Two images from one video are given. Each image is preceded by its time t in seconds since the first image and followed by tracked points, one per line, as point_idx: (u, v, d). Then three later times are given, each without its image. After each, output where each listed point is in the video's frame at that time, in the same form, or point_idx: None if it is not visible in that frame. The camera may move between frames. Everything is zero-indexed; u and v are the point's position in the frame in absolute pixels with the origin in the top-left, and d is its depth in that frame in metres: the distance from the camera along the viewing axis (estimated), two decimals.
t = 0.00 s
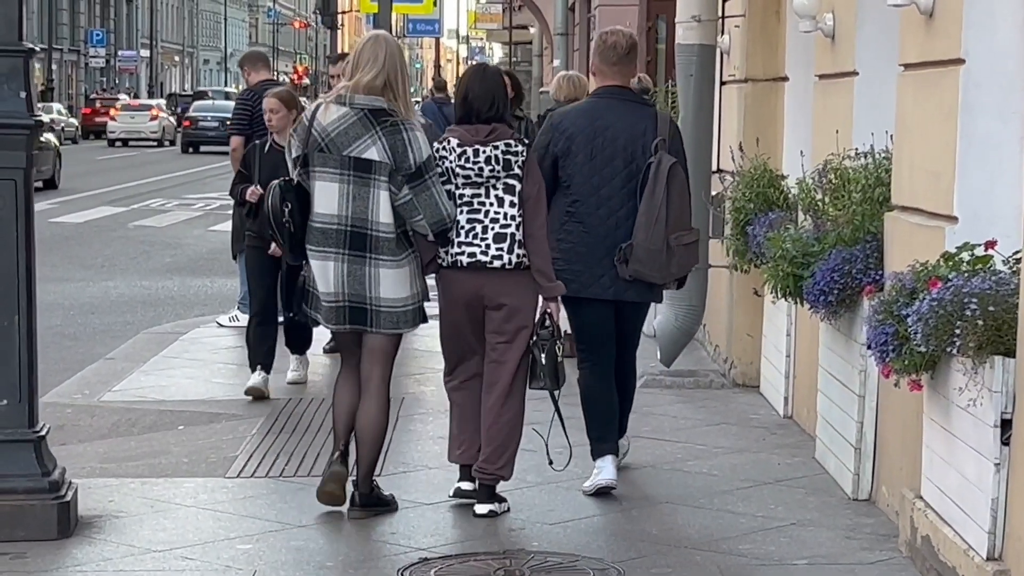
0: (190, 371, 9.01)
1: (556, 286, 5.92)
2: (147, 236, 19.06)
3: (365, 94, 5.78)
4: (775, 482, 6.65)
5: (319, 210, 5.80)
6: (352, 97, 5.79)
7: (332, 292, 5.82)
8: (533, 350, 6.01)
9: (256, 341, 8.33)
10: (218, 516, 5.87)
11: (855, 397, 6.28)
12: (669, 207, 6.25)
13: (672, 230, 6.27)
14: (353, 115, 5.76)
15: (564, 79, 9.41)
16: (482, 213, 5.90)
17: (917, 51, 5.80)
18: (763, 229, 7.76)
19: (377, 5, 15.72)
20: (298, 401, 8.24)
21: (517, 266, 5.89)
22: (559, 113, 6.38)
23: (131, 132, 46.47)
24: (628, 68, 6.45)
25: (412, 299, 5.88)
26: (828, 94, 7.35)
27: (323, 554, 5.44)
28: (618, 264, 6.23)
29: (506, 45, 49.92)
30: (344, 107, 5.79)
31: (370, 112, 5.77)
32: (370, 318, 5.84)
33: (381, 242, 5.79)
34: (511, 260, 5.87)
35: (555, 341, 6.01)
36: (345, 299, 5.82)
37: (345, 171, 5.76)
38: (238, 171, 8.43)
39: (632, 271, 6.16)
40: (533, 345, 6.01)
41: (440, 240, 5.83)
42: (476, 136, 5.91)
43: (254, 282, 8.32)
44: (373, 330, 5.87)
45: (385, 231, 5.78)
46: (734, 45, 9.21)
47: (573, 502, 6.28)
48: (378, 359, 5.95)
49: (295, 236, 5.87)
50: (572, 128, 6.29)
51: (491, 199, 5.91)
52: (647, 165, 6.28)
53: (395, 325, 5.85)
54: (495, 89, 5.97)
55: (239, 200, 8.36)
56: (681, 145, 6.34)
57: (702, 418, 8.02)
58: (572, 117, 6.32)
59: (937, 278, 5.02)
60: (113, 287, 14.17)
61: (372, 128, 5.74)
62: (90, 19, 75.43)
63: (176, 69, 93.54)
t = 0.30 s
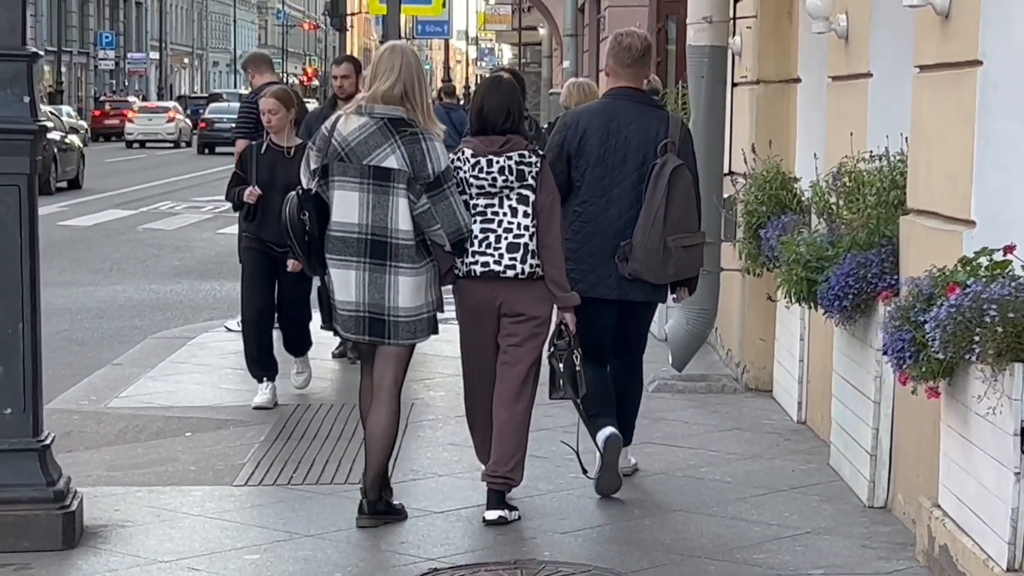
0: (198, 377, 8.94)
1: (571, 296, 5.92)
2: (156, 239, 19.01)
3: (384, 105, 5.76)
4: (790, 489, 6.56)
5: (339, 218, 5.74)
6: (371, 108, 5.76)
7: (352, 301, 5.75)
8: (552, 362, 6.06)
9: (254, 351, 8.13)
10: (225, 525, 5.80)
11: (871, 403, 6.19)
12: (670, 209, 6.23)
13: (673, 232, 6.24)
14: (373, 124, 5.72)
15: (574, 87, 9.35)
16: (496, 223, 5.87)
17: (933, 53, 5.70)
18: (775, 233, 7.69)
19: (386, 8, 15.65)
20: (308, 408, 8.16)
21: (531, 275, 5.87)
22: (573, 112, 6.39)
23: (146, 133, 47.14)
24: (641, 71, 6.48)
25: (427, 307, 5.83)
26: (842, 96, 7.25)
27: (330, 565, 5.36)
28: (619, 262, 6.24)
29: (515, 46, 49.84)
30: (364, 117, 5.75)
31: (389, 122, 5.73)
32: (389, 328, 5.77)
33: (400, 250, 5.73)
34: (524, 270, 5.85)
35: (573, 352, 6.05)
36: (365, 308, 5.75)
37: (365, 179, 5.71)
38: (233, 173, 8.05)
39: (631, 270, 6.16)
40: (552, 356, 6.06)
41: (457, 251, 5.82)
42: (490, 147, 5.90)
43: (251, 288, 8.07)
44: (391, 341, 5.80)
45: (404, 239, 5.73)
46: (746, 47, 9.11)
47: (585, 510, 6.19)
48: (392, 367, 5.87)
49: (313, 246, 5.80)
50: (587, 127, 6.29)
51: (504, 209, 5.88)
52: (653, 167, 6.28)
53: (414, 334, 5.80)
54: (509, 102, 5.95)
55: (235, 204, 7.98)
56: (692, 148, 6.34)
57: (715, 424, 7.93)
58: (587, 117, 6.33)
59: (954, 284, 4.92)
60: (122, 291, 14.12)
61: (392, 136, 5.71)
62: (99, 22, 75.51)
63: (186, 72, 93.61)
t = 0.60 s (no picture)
0: (207, 380, 8.85)
1: (587, 296, 5.97)
2: (167, 241, 18.93)
3: (402, 110, 5.84)
4: (807, 493, 6.45)
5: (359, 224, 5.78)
6: (389, 113, 5.84)
7: (372, 304, 5.80)
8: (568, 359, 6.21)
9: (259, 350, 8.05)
10: (231, 531, 5.72)
11: (889, 405, 6.08)
12: (686, 189, 6.32)
13: (689, 212, 6.33)
14: (392, 129, 5.80)
15: (580, 84, 9.22)
16: (514, 225, 5.94)
17: (951, 49, 5.58)
18: (790, 232, 7.59)
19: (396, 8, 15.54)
20: (318, 411, 8.07)
21: (549, 276, 5.94)
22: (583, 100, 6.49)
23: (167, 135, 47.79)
24: (646, 57, 6.59)
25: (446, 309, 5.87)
26: (857, 94, 7.14)
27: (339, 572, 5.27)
28: (635, 244, 6.29)
29: (527, 46, 49.69)
30: (382, 122, 5.83)
31: (407, 126, 5.81)
32: (409, 331, 5.82)
33: (421, 253, 5.78)
34: (543, 271, 5.92)
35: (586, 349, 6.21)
36: (385, 312, 5.80)
37: (384, 184, 5.76)
38: (230, 167, 7.87)
39: (648, 252, 6.21)
40: (567, 353, 6.21)
41: (475, 253, 5.86)
42: (506, 150, 5.97)
43: (252, 286, 7.94)
44: (410, 343, 5.84)
45: (424, 241, 5.78)
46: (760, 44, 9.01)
47: (599, 514, 6.09)
48: (413, 368, 5.91)
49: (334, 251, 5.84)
50: (598, 114, 6.38)
51: (522, 212, 5.95)
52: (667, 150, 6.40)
53: (434, 336, 5.85)
54: (523, 104, 6.05)
55: (232, 198, 7.77)
56: (702, 129, 6.47)
57: (729, 426, 7.83)
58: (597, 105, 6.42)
59: (975, 285, 4.81)
60: (132, 293, 14.04)
61: (411, 140, 5.78)
62: (111, 24, 75.57)
63: (198, 73, 93.67)
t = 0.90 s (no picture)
0: (213, 381, 8.79)
1: (594, 283, 6.24)
2: (174, 241, 18.87)
3: (413, 98, 6.13)
4: (818, 495, 6.37)
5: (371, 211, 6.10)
6: (401, 102, 6.14)
7: (383, 290, 6.13)
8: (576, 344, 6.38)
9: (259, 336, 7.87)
10: (236, 534, 5.65)
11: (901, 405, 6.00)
12: (705, 185, 6.43)
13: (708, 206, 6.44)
14: (404, 118, 6.10)
15: (587, 79, 9.16)
16: (523, 213, 6.20)
17: (964, 43, 5.50)
18: (800, 231, 7.51)
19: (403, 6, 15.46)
20: (325, 412, 8.00)
21: (557, 264, 6.21)
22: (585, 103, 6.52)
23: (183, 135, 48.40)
24: (645, 57, 6.61)
25: (457, 298, 6.19)
26: (868, 90, 7.06)
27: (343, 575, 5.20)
28: (656, 243, 6.38)
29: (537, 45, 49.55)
30: (395, 111, 6.12)
31: (419, 115, 6.11)
32: (419, 316, 6.13)
33: (432, 241, 6.10)
34: (551, 258, 6.19)
35: (594, 337, 6.37)
36: (395, 297, 6.12)
37: (397, 172, 6.08)
38: (227, 177, 7.65)
39: (670, 249, 6.32)
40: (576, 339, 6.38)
41: (484, 242, 6.13)
42: (517, 139, 6.21)
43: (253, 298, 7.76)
44: (421, 328, 6.15)
45: (435, 230, 6.10)
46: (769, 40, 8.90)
47: (607, 516, 6.02)
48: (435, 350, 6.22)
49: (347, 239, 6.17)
50: (601, 115, 6.44)
51: (531, 200, 6.21)
52: (676, 147, 6.45)
53: (444, 321, 6.15)
54: (533, 94, 6.25)
55: (229, 210, 7.54)
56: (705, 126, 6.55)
57: (739, 426, 7.75)
58: (600, 108, 6.47)
59: (989, 282, 4.73)
60: (139, 294, 13.99)
61: (422, 131, 6.09)
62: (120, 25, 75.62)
63: (207, 74, 93.71)
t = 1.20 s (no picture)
0: (219, 386, 8.70)
1: (607, 282, 6.15)
2: (184, 242, 18.80)
3: (427, 96, 6.05)
4: (832, 502, 6.25)
5: (383, 208, 6.01)
6: (414, 99, 6.06)
7: (396, 287, 6.03)
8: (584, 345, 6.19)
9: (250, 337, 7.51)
10: (238, 544, 5.56)
11: (916, 410, 5.87)
12: (707, 194, 6.41)
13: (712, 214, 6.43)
14: (416, 115, 6.02)
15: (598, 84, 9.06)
16: (536, 209, 6.12)
17: (980, 42, 5.38)
18: (812, 232, 7.39)
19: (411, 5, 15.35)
20: (331, 417, 7.90)
21: (570, 260, 6.13)
22: (581, 119, 6.47)
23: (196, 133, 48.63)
24: (636, 69, 6.55)
25: (471, 293, 6.13)
26: (881, 89, 6.94)
27: None
28: (667, 256, 6.38)
29: (547, 44, 49.42)
30: (406, 108, 6.05)
31: (431, 112, 6.04)
32: (433, 313, 6.05)
33: (445, 237, 6.04)
34: (564, 255, 6.10)
35: (604, 337, 6.18)
36: (408, 294, 6.03)
37: (409, 169, 6.00)
38: (223, 185, 7.35)
39: (681, 261, 6.31)
40: (585, 339, 6.19)
41: (496, 238, 6.09)
42: (529, 136, 6.13)
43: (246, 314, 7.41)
44: (434, 325, 6.07)
45: (448, 226, 6.04)
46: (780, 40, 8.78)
47: (617, 525, 5.91)
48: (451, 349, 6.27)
49: (356, 235, 6.06)
50: (597, 129, 6.40)
51: (544, 197, 6.12)
52: (673, 158, 6.41)
53: (457, 316, 6.09)
54: (546, 92, 6.21)
55: (223, 218, 7.23)
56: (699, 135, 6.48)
57: (751, 431, 7.64)
58: (596, 121, 6.41)
59: (1007, 286, 4.61)
60: (147, 296, 13.92)
61: (434, 127, 6.01)
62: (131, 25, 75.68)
63: (218, 74, 93.75)
